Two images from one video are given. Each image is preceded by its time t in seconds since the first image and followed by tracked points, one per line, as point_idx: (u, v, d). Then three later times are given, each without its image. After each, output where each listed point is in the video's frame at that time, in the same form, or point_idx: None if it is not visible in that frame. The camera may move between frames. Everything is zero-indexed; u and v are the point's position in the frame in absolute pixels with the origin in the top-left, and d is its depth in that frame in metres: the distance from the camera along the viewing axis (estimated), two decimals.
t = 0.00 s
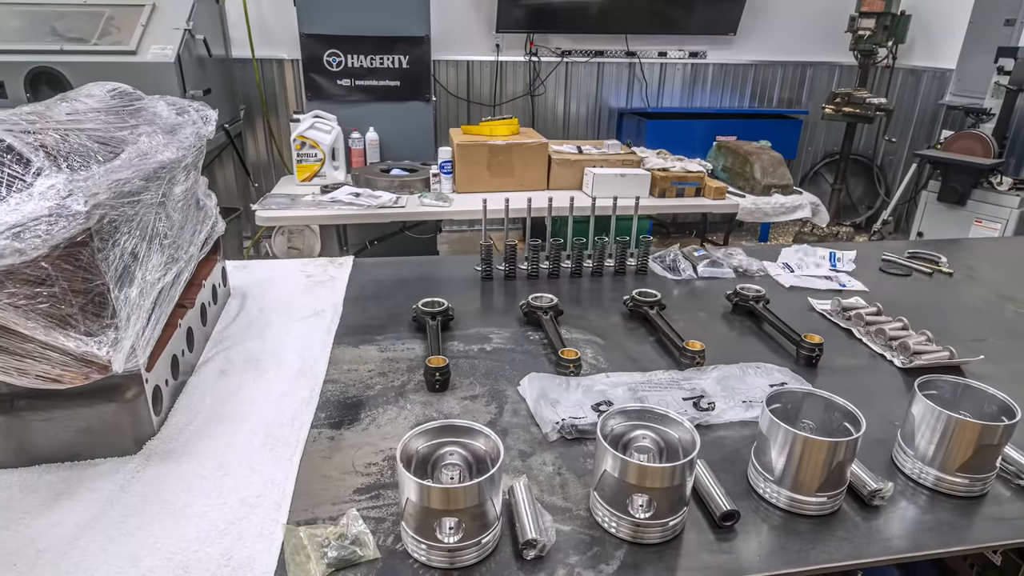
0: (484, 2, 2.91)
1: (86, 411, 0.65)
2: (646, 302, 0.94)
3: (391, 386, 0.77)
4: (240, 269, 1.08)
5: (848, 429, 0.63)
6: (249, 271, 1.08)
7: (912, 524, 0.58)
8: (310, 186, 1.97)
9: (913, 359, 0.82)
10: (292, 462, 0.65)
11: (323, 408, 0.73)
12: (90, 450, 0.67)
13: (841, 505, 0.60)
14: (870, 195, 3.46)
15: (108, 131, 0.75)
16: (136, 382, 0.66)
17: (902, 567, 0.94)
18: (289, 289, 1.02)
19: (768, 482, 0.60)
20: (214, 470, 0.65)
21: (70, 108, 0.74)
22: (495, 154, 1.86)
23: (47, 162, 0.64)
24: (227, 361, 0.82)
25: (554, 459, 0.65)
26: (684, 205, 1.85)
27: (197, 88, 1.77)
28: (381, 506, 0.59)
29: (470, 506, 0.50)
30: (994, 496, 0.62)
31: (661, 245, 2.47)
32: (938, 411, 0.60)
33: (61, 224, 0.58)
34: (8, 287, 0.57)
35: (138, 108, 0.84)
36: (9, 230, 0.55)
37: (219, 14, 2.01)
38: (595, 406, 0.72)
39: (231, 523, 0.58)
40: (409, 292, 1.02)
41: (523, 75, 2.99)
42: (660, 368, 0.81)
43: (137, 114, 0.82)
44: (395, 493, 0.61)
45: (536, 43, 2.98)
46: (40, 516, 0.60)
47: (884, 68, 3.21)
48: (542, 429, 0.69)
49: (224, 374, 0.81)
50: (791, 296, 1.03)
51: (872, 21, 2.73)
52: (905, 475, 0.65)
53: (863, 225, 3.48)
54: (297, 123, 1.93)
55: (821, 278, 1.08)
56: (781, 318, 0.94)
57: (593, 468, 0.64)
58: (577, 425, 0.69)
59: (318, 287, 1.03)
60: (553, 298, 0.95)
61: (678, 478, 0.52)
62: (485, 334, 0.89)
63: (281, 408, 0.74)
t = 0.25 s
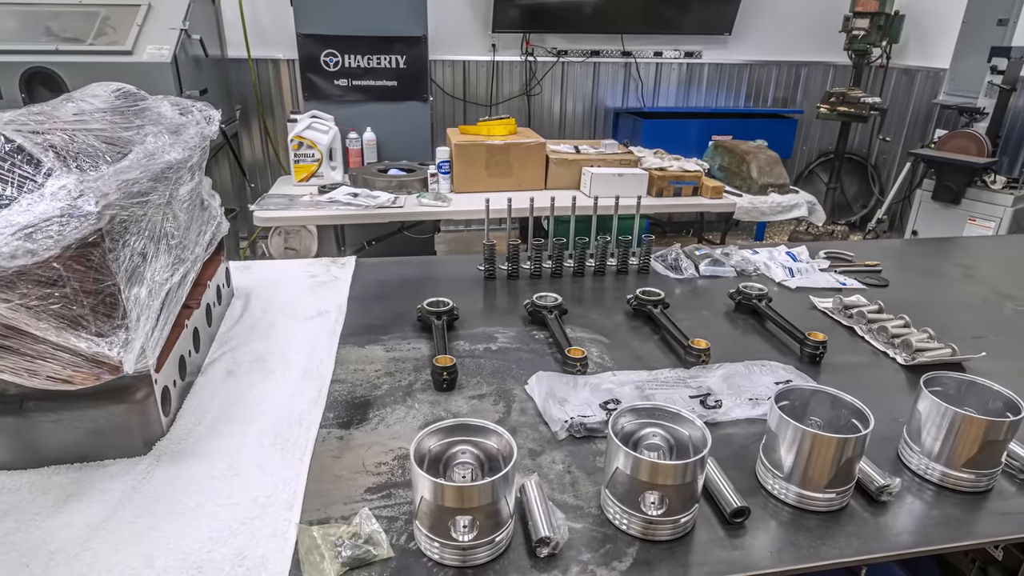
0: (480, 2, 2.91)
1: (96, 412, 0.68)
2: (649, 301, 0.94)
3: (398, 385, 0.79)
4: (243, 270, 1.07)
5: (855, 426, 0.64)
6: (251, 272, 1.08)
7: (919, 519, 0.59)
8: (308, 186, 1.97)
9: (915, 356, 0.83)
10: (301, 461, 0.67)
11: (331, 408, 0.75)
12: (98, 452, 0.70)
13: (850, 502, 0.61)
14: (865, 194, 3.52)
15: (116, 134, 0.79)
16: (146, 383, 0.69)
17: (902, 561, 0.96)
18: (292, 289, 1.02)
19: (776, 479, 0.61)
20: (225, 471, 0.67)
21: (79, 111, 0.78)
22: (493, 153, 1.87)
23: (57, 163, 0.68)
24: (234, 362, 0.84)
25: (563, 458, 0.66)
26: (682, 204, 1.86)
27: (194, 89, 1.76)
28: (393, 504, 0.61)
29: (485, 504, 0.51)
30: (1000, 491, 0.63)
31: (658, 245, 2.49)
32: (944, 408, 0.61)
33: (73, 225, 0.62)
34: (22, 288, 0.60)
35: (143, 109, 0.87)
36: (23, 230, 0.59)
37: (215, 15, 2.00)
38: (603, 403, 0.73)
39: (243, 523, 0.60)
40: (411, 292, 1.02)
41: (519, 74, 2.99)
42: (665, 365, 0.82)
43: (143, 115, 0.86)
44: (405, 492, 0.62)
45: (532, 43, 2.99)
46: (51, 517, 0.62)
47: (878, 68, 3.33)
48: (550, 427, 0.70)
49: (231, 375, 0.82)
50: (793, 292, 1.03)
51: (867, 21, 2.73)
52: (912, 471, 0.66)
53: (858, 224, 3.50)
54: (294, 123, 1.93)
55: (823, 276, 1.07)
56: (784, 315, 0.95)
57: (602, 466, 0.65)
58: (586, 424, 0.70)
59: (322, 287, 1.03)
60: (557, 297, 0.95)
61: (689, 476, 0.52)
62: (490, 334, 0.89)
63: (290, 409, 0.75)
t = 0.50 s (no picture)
0: (476, 8, 2.95)
1: (117, 410, 0.72)
2: (650, 300, 0.97)
3: (408, 382, 0.82)
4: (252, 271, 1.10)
5: (852, 419, 0.68)
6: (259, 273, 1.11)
7: (913, 508, 0.63)
8: (311, 189, 2.04)
9: (906, 352, 0.87)
10: (317, 456, 0.70)
11: (343, 405, 0.78)
12: (118, 448, 0.74)
13: (847, 493, 0.65)
14: (849, 196, 3.57)
15: (132, 138, 0.82)
16: (164, 380, 0.73)
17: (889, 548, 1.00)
18: (301, 288, 1.05)
19: (778, 471, 0.65)
20: (242, 466, 0.71)
21: (95, 118, 0.81)
22: (490, 158, 1.91)
23: (79, 167, 0.71)
24: (248, 361, 0.87)
25: (571, 451, 0.69)
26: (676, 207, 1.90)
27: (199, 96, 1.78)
28: (407, 498, 0.64)
29: (501, 496, 0.54)
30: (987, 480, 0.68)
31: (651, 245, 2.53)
32: (937, 401, 0.66)
33: (97, 228, 0.65)
34: (47, 290, 0.63)
35: (155, 113, 0.91)
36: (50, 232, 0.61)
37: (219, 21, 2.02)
38: (608, 399, 0.76)
39: (262, 516, 0.63)
40: (413, 292, 1.05)
41: (515, 80, 3.04)
42: (665, 361, 0.86)
43: (156, 119, 0.90)
44: (418, 485, 0.66)
45: (528, 50, 3.03)
46: (75, 513, 0.66)
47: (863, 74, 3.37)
48: (557, 422, 0.74)
49: (245, 373, 0.86)
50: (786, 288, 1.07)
51: (851, 28, 2.82)
52: (907, 462, 0.70)
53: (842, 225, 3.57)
54: (298, 127, 1.99)
55: (815, 275, 1.11)
56: (778, 312, 0.98)
57: (608, 459, 0.68)
58: (591, 419, 0.73)
59: (330, 287, 1.05)
60: (560, 296, 0.98)
61: (695, 468, 0.56)
62: (496, 332, 0.92)
63: (305, 406, 0.79)
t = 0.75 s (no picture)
0: (477, 39, 3.09)
1: (166, 398, 0.79)
2: (637, 297, 1.08)
3: (423, 372, 0.91)
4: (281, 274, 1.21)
5: (822, 403, 0.78)
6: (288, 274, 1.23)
7: (875, 481, 0.72)
8: (328, 200, 2.11)
9: (865, 343, 0.96)
10: (344, 438, 0.78)
11: (365, 393, 0.87)
12: (166, 433, 0.82)
13: (817, 469, 0.74)
14: (808, 205, 3.80)
15: (175, 157, 0.91)
16: (207, 372, 0.82)
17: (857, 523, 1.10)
18: (325, 289, 1.16)
19: (756, 450, 0.74)
20: (276, 448, 0.78)
21: (142, 138, 0.90)
22: (491, 171, 2.03)
23: (130, 181, 0.79)
24: (279, 353, 0.96)
25: (571, 433, 0.78)
26: (655, 215, 2.02)
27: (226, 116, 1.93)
28: (426, 475, 0.71)
29: (513, 474, 0.62)
30: (942, 457, 0.76)
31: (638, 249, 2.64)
32: (896, 387, 0.74)
33: (148, 235, 0.73)
34: (104, 290, 0.70)
35: (196, 132, 1.01)
36: (105, 239, 0.69)
37: (246, 48, 2.13)
38: (603, 386, 0.86)
39: (296, 493, 0.70)
40: (420, 291, 1.16)
41: (512, 102, 3.19)
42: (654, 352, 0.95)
43: (195, 137, 0.99)
44: (436, 465, 0.73)
45: (522, 74, 3.18)
46: (131, 487, 0.73)
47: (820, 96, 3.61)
48: (559, 406, 0.83)
49: (277, 364, 0.95)
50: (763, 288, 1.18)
51: (809, 56, 3.01)
52: (868, 441, 0.79)
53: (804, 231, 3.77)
54: (317, 145, 2.10)
55: (783, 275, 1.21)
56: (752, 309, 1.08)
57: (605, 439, 0.77)
58: (588, 404, 0.82)
59: (351, 287, 1.17)
60: (557, 294, 1.09)
61: (683, 447, 0.65)
62: (500, 326, 1.03)
63: (330, 394, 0.87)
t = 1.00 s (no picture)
0: (478, 69, 3.29)
1: (216, 384, 0.87)
2: (625, 296, 1.22)
3: (440, 361, 1.04)
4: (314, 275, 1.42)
5: (788, 386, 0.87)
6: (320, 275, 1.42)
7: (830, 457, 0.85)
8: (349, 212, 2.50)
9: (822, 334, 1.07)
10: (373, 420, 0.89)
11: (390, 379, 0.99)
12: (215, 415, 0.90)
13: (784, 444, 0.88)
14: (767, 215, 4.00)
15: (221, 174, 0.97)
16: (252, 361, 0.90)
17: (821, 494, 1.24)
18: (351, 291, 1.32)
19: (733, 427, 0.87)
20: (310, 429, 0.87)
21: (191, 161, 0.97)
22: (491, 186, 2.20)
23: (183, 193, 0.82)
24: (312, 346, 1.08)
25: (571, 415, 0.90)
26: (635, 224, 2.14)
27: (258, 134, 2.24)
28: (445, 452, 0.83)
29: (520, 450, 0.74)
30: (891, 437, 0.89)
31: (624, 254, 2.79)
32: (852, 372, 0.88)
33: (201, 241, 0.76)
34: (163, 290, 0.74)
35: (231, 157, 1.10)
36: (165, 246, 0.73)
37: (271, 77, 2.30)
38: (597, 373, 0.98)
39: (331, 467, 0.79)
40: (432, 288, 1.35)
41: (508, 125, 3.38)
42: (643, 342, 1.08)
43: (240, 156, 1.13)
44: (454, 443, 0.85)
45: (519, 101, 3.38)
46: (187, 463, 0.81)
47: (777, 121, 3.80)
48: (559, 390, 0.94)
49: (310, 355, 1.07)
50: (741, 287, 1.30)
51: (767, 87, 3.20)
52: (828, 419, 0.93)
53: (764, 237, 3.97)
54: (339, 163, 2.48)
55: (750, 276, 1.35)
56: (726, 305, 1.20)
57: (601, 419, 0.89)
58: (585, 388, 0.94)
59: (372, 288, 1.34)
60: (555, 294, 1.23)
61: (671, 426, 0.78)
62: (506, 322, 1.17)
63: (359, 382, 0.98)
